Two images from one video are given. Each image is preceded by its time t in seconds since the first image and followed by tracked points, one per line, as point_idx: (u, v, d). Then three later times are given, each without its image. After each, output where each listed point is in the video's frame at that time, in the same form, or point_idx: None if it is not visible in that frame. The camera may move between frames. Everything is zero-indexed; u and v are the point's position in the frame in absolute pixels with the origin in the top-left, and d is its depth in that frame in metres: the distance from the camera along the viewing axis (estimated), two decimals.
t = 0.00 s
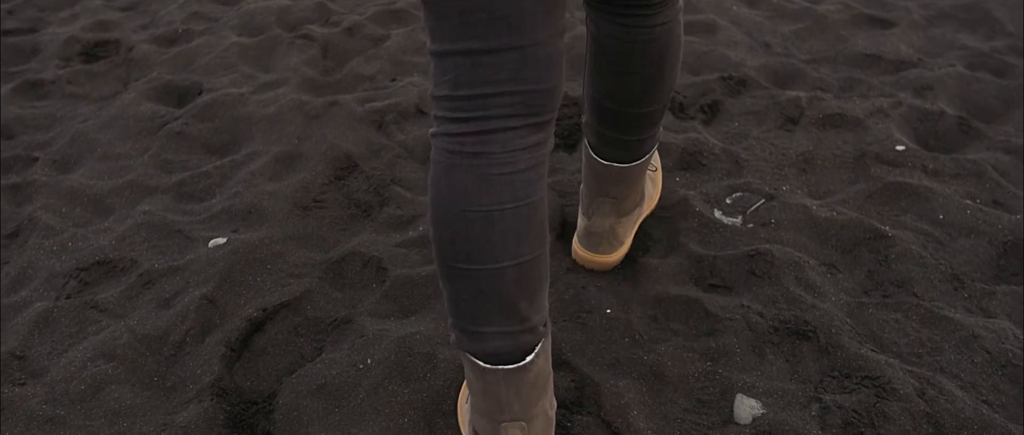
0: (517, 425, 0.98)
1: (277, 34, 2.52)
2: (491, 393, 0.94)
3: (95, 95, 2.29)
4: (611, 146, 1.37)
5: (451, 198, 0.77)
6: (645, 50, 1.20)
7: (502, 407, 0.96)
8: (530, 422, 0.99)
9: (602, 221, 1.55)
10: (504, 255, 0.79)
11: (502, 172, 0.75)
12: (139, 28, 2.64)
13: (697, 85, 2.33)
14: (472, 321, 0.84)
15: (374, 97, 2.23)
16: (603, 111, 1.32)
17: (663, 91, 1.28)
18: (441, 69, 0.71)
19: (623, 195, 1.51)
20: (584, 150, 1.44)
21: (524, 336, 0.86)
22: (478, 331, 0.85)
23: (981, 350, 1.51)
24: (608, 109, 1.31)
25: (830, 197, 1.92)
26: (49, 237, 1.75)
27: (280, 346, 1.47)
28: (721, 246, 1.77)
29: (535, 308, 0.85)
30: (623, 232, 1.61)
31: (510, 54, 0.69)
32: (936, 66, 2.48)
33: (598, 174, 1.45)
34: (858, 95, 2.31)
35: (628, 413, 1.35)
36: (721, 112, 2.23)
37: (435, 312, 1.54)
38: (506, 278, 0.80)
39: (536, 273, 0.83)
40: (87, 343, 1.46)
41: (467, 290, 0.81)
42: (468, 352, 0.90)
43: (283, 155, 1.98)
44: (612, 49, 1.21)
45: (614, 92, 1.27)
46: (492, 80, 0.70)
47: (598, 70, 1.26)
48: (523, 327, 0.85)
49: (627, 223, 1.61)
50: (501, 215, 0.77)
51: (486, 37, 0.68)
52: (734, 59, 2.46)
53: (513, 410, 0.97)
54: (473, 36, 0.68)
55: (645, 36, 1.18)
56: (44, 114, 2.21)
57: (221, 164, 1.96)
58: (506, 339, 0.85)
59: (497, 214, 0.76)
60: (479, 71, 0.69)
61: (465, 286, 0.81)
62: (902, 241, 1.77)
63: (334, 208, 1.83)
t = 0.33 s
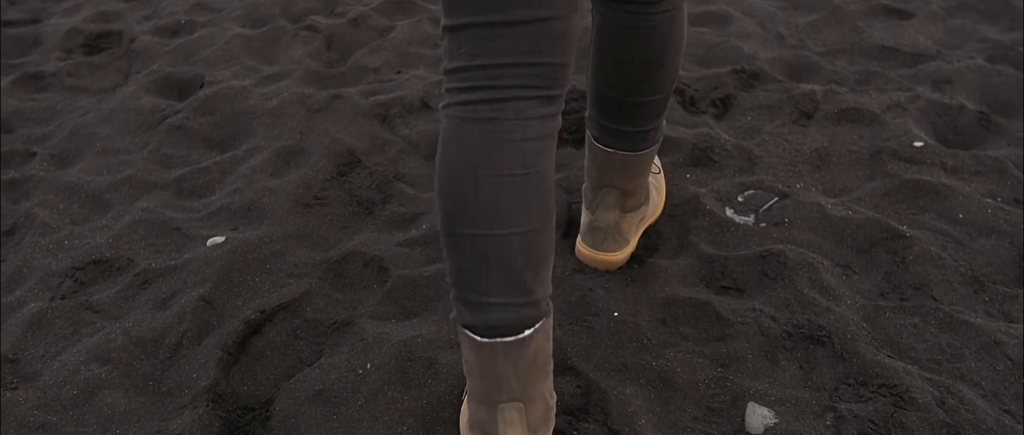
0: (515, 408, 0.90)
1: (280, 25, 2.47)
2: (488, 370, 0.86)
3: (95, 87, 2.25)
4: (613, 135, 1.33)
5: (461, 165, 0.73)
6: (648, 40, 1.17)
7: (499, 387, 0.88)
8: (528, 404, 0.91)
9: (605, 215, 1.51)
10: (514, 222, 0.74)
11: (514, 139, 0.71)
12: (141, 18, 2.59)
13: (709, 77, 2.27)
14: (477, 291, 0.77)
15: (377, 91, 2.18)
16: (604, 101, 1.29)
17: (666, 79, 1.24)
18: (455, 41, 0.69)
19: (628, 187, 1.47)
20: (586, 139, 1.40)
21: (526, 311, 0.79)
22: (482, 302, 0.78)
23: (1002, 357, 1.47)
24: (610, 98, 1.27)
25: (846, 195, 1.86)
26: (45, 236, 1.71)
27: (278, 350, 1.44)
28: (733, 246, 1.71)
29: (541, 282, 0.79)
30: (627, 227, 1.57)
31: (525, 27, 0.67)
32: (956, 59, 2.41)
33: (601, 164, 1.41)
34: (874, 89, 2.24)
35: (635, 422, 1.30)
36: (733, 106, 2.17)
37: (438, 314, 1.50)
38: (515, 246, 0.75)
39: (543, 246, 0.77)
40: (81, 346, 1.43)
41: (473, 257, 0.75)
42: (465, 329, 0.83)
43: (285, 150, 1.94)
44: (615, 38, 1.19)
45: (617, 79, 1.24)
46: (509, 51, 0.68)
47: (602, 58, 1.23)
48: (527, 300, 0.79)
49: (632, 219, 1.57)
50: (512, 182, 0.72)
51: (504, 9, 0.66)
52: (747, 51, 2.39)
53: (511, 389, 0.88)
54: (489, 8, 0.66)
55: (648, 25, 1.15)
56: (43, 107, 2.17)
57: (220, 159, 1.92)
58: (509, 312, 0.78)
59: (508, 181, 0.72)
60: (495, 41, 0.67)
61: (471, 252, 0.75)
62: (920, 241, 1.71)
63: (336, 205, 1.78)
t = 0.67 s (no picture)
0: (514, 324, 0.77)
1: (285, 20, 2.42)
2: (487, 277, 0.74)
3: (96, 84, 2.21)
4: (627, 127, 1.29)
5: (471, 107, 0.71)
6: (664, 19, 1.12)
7: (497, 297, 0.75)
8: (528, 324, 0.78)
9: (617, 219, 1.47)
10: (523, 155, 0.71)
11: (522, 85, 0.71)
12: (144, 13, 2.55)
13: (721, 73, 2.21)
14: (482, 218, 0.71)
15: (382, 87, 2.13)
16: (619, 89, 1.24)
17: (683, 67, 1.19)
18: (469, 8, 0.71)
19: (641, 189, 1.43)
20: (599, 136, 1.36)
21: (532, 231, 0.72)
22: (486, 225, 0.71)
23: None
24: (625, 87, 1.22)
25: (863, 195, 1.80)
26: (42, 238, 1.68)
27: (277, 357, 1.41)
28: (746, 249, 1.66)
29: (547, 212, 0.73)
30: (640, 232, 1.53)
31: None
32: (976, 53, 2.34)
33: (614, 164, 1.37)
34: (892, 85, 2.18)
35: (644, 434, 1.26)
36: (746, 103, 2.11)
37: (441, 320, 1.46)
38: (521, 173, 0.71)
39: (549, 179, 0.73)
40: (76, 354, 1.41)
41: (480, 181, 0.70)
42: (461, 254, 0.73)
43: (287, 150, 1.89)
44: (632, 24, 1.14)
45: (632, 69, 1.18)
46: (519, 19, 0.70)
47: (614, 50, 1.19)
48: (534, 225, 0.72)
49: (644, 223, 1.53)
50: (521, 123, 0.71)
51: None
52: (761, 45, 2.33)
53: (512, 299, 0.76)
54: None
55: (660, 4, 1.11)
56: (43, 106, 2.14)
57: (220, 159, 1.87)
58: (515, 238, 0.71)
59: (516, 118, 0.71)
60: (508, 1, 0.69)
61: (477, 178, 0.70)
62: (940, 245, 1.66)
63: (338, 206, 1.74)
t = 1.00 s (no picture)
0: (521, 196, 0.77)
1: (290, 23, 2.38)
2: (496, 151, 0.76)
3: (97, 90, 2.18)
4: (634, 137, 1.23)
5: (495, 19, 0.76)
6: (677, 20, 1.03)
7: (504, 172, 0.76)
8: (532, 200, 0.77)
9: (625, 233, 1.43)
10: (538, 63, 0.74)
11: (550, 10, 0.75)
12: (148, 16, 2.51)
13: (735, 80, 2.16)
14: (494, 115, 0.75)
15: (387, 93, 2.08)
16: (628, 96, 1.16)
17: (696, 71, 1.10)
18: None
19: (650, 203, 1.38)
20: (607, 146, 1.32)
21: (545, 129, 0.75)
22: (497, 126, 0.75)
23: None
24: (634, 93, 1.14)
25: (880, 209, 1.75)
26: (38, 250, 1.66)
27: (275, 376, 1.37)
28: (759, 264, 1.61)
29: (559, 121, 0.76)
30: (649, 247, 1.48)
31: None
32: (997, 60, 2.28)
33: (621, 176, 1.32)
34: (910, 93, 2.12)
35: None
36: (760, 111, 2.06)
37: (444, 339, 1.42)
38: (536, 83, 0.74)
39: (565, 93, 0.76)
40: (69, 371, 1.38)
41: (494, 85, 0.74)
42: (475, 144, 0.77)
43: (289, 158, 1.84)
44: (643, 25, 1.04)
45: (643, 73, 1.10)
46: None
47: (624, 54, 1.10)
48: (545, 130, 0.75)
49: (653, 237, 1.48)
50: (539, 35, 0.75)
51: None
52: (775, 51, 2.27)
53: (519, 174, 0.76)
54: None
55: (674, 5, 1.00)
56: (43, 112, 2.12)
57: (220, 168, 1.83)
58: (527, 136, 0.74)
59: (535, 29, 0.75)
60: None
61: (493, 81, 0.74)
62: (960, 262, 1.61)
63: (340, 217, 1.70)
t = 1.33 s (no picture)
0: (537, 121, 0.96)
1: (292, 34, 2.35)
2: (517, 82, 0.95)
3: (95, 101, 2.15)
4: (640, 159, 1.18)
5: None
6: (684, 37, 1.01)
7: (523, 100, 0.96)
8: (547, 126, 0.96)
9: (630, 259, 1.37)
10: None
11: None
12: (149, 25, 2.48)
13: (745, 97, 2.11)
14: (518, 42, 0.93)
15: (390, 107, 2.04)
16: (632, 116, 1.12)
17: (703, 92, 1.07)
18: None
19: (656, 226, 1.34)
20: (612, 170, 1.27)
21: (560, 57, 0.94)
22: (518, 50, 0.93)
23: None
24: (640, 114, 1.10)
25: (893, 233, 1.70)
26: (29, 267, 1.63)
27: (267, 403, 1.33)
28: (768, 291, 1.56)
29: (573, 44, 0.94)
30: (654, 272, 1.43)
31: None
32: (1014, 79, 2.23)
33: (626, 200, 1.28)
34: (924, 112, 2.07)
35: None
36: (770, 130, 2.01)
37: (442, 366, 1.38)
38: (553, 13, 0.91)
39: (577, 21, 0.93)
40: (56, 396, 1.35)
41: (516, 13, 0.91)
42: (503, 68, 0.96)
43: (287, 174, 1.81)
44: (650, 42, 1.02)
45: (649, 93, 1.07)
46: None
47: (630, 71, 1.07)
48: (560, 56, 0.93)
49: (658, 262, 1.43)
50: None
51: None
52: (787, 67, 2.22)
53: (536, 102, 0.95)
54: None
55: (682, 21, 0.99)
56: (41, 123, 2.09)
57: (217, 184, 1.80)
58: (544, 63, 0.93)
59: None
60: None
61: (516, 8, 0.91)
62: (976, 291, 1.56)
63: (338, 236, 1.66)
